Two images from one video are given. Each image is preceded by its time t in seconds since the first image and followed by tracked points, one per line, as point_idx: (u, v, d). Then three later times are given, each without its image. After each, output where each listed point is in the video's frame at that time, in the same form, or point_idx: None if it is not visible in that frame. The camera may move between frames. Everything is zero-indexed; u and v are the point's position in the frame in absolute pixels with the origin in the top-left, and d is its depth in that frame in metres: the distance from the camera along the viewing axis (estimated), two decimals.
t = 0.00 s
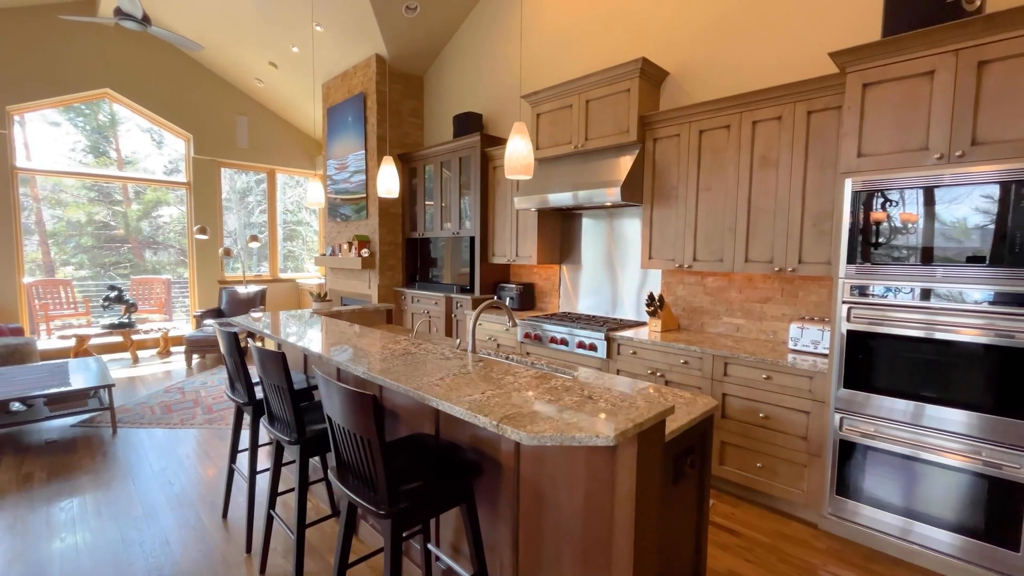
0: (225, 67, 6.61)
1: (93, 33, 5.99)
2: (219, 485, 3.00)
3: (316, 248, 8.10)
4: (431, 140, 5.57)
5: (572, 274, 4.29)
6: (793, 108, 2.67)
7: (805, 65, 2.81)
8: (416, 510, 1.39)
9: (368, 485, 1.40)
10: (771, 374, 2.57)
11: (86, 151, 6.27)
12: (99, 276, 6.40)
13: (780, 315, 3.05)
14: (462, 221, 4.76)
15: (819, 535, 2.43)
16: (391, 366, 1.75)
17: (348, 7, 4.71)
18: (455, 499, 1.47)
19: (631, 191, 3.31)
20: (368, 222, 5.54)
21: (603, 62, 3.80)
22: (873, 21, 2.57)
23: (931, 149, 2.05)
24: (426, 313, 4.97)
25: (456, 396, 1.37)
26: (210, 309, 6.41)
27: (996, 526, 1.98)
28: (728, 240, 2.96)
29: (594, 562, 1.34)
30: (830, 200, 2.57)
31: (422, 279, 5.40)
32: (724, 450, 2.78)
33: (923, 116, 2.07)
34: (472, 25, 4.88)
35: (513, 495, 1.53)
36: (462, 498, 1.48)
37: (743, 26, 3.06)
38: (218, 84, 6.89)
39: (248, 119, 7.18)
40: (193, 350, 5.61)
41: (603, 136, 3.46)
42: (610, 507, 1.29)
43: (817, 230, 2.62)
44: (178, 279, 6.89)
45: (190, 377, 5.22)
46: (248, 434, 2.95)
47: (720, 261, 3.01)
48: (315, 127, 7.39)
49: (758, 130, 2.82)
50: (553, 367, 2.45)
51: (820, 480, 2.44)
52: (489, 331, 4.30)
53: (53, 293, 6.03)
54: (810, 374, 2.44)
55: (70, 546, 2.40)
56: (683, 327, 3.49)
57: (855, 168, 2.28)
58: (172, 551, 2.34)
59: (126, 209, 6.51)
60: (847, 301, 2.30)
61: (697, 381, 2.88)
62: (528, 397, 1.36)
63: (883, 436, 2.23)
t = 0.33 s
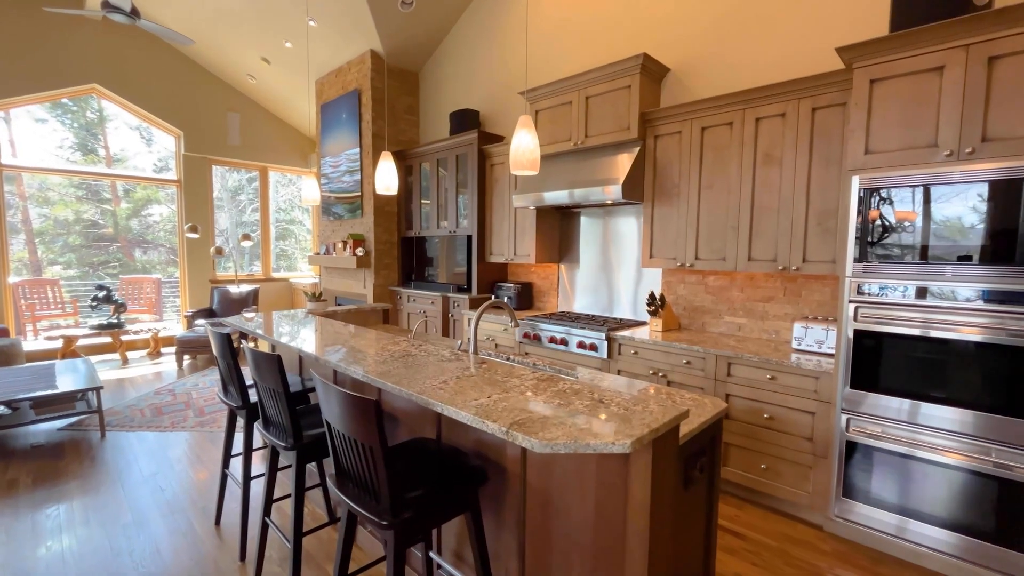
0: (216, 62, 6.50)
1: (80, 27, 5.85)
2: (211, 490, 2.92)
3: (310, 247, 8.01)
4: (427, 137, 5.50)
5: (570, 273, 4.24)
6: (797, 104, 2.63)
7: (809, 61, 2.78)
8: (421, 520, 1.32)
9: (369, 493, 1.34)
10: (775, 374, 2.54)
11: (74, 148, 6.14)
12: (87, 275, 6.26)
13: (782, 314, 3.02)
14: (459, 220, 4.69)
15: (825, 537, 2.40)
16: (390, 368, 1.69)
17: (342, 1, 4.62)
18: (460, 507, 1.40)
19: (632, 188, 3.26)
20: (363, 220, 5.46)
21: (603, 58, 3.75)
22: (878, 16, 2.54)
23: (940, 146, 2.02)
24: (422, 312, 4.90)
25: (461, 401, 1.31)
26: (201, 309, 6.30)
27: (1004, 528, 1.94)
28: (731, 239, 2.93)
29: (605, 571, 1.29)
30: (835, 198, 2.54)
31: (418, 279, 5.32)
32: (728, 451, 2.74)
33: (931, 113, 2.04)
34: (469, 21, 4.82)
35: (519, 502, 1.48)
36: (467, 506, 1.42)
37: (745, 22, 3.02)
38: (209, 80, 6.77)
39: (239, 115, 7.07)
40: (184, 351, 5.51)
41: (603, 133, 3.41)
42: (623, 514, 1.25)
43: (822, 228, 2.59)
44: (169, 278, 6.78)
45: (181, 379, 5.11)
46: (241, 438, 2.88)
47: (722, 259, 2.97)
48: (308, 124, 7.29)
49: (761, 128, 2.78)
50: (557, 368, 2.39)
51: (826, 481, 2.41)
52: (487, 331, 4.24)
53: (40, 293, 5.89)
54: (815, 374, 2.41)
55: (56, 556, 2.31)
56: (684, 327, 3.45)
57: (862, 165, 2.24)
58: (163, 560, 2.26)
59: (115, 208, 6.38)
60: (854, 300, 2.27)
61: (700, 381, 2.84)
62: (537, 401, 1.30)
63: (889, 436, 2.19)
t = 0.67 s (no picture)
0: (211, 59, 6.40)
1: (71, 22, 5.74)
2: (207, 494, 2.85)
3: (305, 246, 7.92)
4: (425, 135, 5.43)
5: (572, 272, 4.18)
6: (805, 100, 2.59)
7: (816, 56, 2.74)
8: (428, 531, 1.26)
9: (374, 503, 1.28)
10: (783, 375, 2.50)
11: (66, 146, 6.03)
12: (80, 275, 6.15)
13: (787, 314, 2.98)
14: (458, 218, 4.63)
15: (834, 540, 2.36)
16: (393, 369, 1.63)
17: None
18: (467, 517, 1.34)
19: (635, 186, 3.20)
20: (360, 219, 5.39)
21: (604, 54, 3.70)
22: (886, 11, 2.50)
23: (953, 142, 1.98)
24: (421, 312, 4.83)
25: (470, 405, 1.26)
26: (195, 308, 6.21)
27: (1019, 531, 1.91)
28: (736, 237, 2.88)
29: None
30: (843, 196, 2.50)
31: (416, 278, 5.26)
32: (735, 452, 2.70)
33: (944, 108, 2.00)
34: (467, 17, 4.76)
35: (528, 510, 1.42)
36: (475, 515, 1.36)
37: (750, 17, 2.98)
38: (203, 77, 6.68)
39: (234, 113, 6.98)
40: (178, 351, 5.42)
41: (605, 130, 3.37)
42: (641, 522, 1.20)
43: (830, 226, 2.55)
44: (163, 278, 6.68)
45: (175, 380, 5.02)
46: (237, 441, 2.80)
47: (728, 258, 2.93)
48: (304, 121, 7.20)
49: (768, 124, 2.74)
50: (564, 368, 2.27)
51: (834, 484, 2.37)
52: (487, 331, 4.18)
53: (31, 293, 5.78)
54: (823, 374, 2.37)
55: (46, 564, 2.23)
56: (687, 327, 3.41)
57: (873, 162, 2.20)
58: (156, 568, 2.19)
59: (107, 206, 6.28)
60: (864, 300, 2.22)
61: (705, 382, 2.80)
62: (549, 405, 1.25)
63: (901, 438, 2.15)
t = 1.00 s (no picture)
0: (208, 54, 6.31)
1: (65, 17, 5.64)
2: (205, 499, 2.77)
3: (303, 245, 7.83)
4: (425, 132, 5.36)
5: (576, 272, 4.11)
6: (818, 95, 2.53)
7: (829, 50, 2.69)
8: (440, 543, 1.20)
9: (382, 514, 1.22)
10: (796, 376, 2.44)
11: (61, 144, 5.93)
12: (75, 274, 6.06)
13: (798, 313, 2.92)
14: (460, 217, 4.56)
15: (849, 546, 2.29)
16: (399, 371, 1.56)
17: None
18: (479, 527, 1.28)
19: (642, 183, 3.14)
20: (360, 217, 5.32)
21: (610, 49, 3.64)
22: (901, 4, 2.45)
23: (975, 137, 1.93)
24: (422, 311, 4.76)
25: (484, 411, 1.19)
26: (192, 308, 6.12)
27: None
28: (746, 235, 2.83)
29: None
30: (857, 193, 2.44)
31: (417, 276, 5.18)
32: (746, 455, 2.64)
33: (966, 102, 1.94)
34: (469, 12, 4.68)
35: (542, 520, 1.36)
36: (488, 526, 1.30)
37: (760, 11, 2.92)
38: (200, 73, 6.59)
39: (231, 109, 6.89)
40: (175, 351, 5.35)
41: (611, 126, 3.30)
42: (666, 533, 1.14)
43: (843, 224, 2.49)
44: (159, 277, 6.59)
45: (172, 381, 4.94)
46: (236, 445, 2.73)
47: (738, 257, 2.87)
48: (302, 118, 7.11)
49: (779, 119, 2.68)
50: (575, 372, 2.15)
51: (849, 488, 2.32)
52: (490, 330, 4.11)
53: (25, 292, 5.69)
54: (838, 375, 2.31)
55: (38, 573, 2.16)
56: (694, 326, 3.36)
57: (891, 157, 2.14)
58: None
59: (103, 205, 6.19)
60: (881, 299, 2.16)
61: (715, 383, 2.74)
62: (567, 411, 1.19)
63: (920, 442, 2.09)
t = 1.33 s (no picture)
0: (208, 49, 6.22)
1: (64, 11, 5.55)
2: (206, 503, 2.70)
3: (305, 243, 7.75)
4: (429, 128, 5.27)
5: (584, 270, 4.03)
6: (839, 87, 2.45)
7: (849, 42, 2.60)
8: (457, 562, 1.12)
9: (396, 529, 1.14)
10: (815, 378, 2.36)
11: (60, 142, 5.86)
12: (75, 272, 5.98)
13: (814, 313, 2.85)
14: (466, 214, 4.47)
15: (872, 554, 2.22)
16: (410, 375, 1.48)
17: None
18: (498, 543, 1.20)
19: (654, 179, 3.06)
20: (363, 214, 5.24)
21: (619, 42, 3.56)
22: None
23: (1008, 130, 1.85)
24: (426, 310, 4.69)
25: (505, 419, 1.11)
26: (192, 307, 6.04)
27: None
28: (762, 232, 2.75)
29: None
30: (880, 189, 2.36)
31: (420, 275, 5.10)
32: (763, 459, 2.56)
33: (1000, 93, 1.86)
34: (474, 5, 4.60)
35: (563, 534, 1.29)
36: (507, 541, 1.22)
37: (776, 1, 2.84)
38: (200, 69, 6.50)
39: (232, 106, 6.80)
40: (175, 350, 5.28)
41: (622, 121, 3.22)
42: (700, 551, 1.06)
43: (865, 221, 2.41)
44: (159, 275, 6.51)
45: (172, 381, 4.86)
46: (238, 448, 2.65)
47: (753, 255, 2.79)
48: (303, 115, 7.03)
49: (797, 113, 2.59)
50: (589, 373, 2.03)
51: (871, 494, 2.24)
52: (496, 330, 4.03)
53: (24, 290, 5.62)
54: (861, 378, 2.23)
55: None
56: (706, 326, 3.28)
57: (919, 151, 2.06)
58: None
59: (103, 202, 6.11)
60: (908, 300, 2.08)
61: (730, 384, 2.66)
62: (594, 419, 1.11)
63: (945, 447, 2.02)
